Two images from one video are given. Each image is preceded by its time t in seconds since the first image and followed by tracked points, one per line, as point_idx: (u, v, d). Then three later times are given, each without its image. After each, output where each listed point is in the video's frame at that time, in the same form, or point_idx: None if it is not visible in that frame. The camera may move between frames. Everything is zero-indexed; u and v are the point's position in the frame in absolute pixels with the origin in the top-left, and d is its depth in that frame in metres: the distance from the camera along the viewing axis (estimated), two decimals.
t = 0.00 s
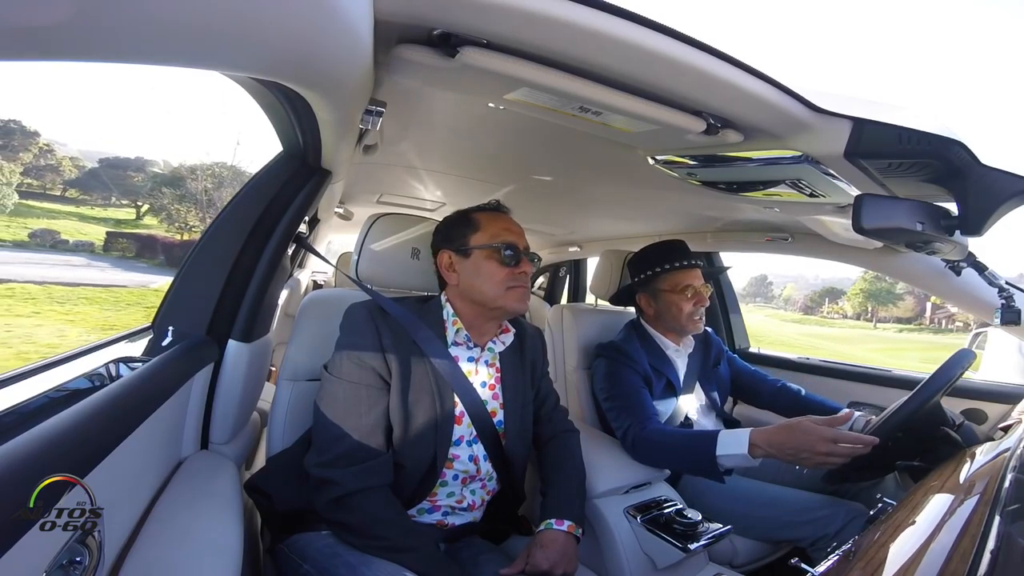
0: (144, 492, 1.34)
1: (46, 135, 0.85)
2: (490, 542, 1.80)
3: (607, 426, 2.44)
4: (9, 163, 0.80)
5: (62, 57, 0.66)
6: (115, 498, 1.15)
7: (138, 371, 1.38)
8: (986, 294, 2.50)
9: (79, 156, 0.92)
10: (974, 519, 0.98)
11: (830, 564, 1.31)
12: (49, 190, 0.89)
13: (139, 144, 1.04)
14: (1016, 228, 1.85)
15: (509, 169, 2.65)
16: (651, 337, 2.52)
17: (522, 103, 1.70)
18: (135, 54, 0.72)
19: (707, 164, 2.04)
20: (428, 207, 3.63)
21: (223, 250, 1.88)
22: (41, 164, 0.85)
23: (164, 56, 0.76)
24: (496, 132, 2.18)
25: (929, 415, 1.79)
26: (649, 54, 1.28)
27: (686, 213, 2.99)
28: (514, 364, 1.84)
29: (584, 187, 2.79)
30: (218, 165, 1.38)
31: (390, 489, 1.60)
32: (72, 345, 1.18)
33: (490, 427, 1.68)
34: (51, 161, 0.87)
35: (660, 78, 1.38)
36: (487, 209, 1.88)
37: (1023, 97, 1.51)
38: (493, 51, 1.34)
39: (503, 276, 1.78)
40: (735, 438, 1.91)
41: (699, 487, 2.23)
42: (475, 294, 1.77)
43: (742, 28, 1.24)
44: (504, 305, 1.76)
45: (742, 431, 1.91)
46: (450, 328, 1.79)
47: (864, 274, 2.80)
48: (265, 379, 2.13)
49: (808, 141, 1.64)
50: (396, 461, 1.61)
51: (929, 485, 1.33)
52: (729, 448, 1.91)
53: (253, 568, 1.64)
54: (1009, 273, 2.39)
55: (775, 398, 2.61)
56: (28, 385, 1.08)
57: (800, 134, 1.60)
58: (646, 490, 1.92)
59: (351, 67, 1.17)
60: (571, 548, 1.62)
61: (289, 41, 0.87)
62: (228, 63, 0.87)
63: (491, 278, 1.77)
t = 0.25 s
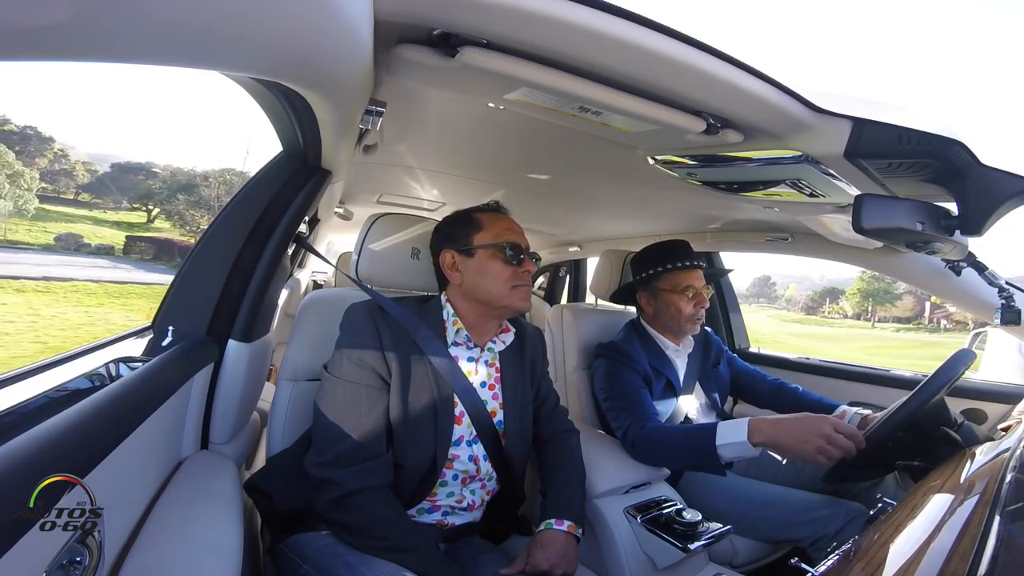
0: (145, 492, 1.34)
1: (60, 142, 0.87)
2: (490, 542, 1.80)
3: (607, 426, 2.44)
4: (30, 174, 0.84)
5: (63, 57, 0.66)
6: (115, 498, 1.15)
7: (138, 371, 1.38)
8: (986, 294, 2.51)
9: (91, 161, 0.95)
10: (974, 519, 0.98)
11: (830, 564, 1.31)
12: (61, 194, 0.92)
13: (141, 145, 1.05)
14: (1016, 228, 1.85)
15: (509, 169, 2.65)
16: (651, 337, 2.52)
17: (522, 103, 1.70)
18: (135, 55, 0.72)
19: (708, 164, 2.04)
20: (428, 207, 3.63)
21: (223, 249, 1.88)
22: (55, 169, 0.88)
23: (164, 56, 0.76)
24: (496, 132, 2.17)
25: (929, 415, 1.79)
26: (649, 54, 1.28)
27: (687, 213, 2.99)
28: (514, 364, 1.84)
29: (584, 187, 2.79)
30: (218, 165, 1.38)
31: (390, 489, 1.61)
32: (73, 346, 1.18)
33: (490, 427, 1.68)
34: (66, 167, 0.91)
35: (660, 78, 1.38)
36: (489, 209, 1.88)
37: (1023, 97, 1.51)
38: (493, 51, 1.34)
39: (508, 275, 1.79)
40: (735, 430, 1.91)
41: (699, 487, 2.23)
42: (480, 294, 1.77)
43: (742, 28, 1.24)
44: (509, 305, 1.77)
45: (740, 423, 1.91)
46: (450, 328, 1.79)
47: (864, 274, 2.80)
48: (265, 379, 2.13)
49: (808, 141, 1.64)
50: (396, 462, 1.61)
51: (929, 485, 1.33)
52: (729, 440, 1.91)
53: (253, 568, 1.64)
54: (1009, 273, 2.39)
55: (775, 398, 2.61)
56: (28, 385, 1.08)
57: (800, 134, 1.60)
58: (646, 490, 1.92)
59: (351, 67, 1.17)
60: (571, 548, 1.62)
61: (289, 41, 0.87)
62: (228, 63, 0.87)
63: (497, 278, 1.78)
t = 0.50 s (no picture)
0: (144, 492, 1.34)
1: (75, 147, 0.91)
2: (490, 542, 1.80)
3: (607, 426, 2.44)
4: (52, 180, 0.89)
5: (64, 58, 0.66)
6: (115, 498, 1.15)
7: (138, 371, 1.38)
8: (986, 294, 2.51)
9: (102, 164, 0.99)
10: (974, 519, 0.98)
11: (830, 564, 1.31)
12: (75, 197, 0.96)
13: (142, 145, 1.05)
14: (1016, 228, 1.85)
15: (509, 169, 2.65)
16: (652, 337, 2.52)
17: (522, 103, 1.70)
18: (135, 55, 0.72)
19: (708, 164, 2.04)
20: (428, 207, 3.63)
21: (223, 249, 1.88)
22: (70, 172, 0.92)
23: (164, 56, 0.76)
24: (497, 132, 2.18)
25: (930, 415, 1.78)
26: (649, 54, 1.28)
27: (687, 213, 2.99)
28: (514, 364, 1.84)
29: (584, 187, 2.79)
30: (218, 165, 1.38)
31: (390, 489, 1.61)
32: (72, 345, 1.18)
33: (490, 427, 1.68)
34: (80, 170, 0.94)
35: (660, 78, 1.38)
36: (493, 210, 1.88)
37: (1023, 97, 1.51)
38: (493, 51, 1.34)
39: (515, 277, 1.79)
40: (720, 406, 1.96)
41: (698, 487, 2.22)
42: (485, 294, 1.77)
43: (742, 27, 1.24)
44: (514, 306, 1.77)
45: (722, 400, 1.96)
46: (450, 328, 1.78)
47: (864, 274, 2.80)
48: (265, 379, 2.13)
49: (808, 141, 1.64)
50: (396, 462, 1.61)
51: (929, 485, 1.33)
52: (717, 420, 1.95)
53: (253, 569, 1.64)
54: (1009, 273, 2.40)
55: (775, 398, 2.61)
56: (28, 385, 1.08)
57: (800, 134, 1.60)
58: (646, 490, 1.92)
59: (351, 67, 1.17)
60: (571, 548, 1.62)
61: (289, 41, 0.87)
62: (228, 63, 0.87)
63: (502, 279, 1.78)
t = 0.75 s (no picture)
0: (144, 492, 1.34)
1: (91, 150, 0.94)
2: (490, 542, 1.80)
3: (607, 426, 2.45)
4: (70, 182, 0.94)
5: (65, 58, 0.67)
6: (115, 498, 1.15)
7: (138, 371, 1.38)
8: (986, 294, 2.52)
9: (114, 166, 1.03)
10: (973, 519, 0.98)
11: (830, 564, 1.31)
12: (90, 198, 1.01)
13: (142, 145, 1.05)
14: (1016, 228, 1.85)
15: (509, 169, 2.65)
16: (652, 337, 2.52)
17: (522, 103, 1.70)
18: (135, 55, 0.73)
19: (707, 164, 2.04)
20: (428, 207, 3.63)
21: (223, 249, 1.88)
22: (86, 175, 0.96)
23: (164, 56, 0.76)
24: (497, 132, 2.18)
25: (931, 415, 1.79)
26: (649, 54, 1.28)
27: (687, 213, 2.99)
28: (514, 364, 1.84)
29: (584, 187, 2.79)
30: (218, 164, 1.39)
31: (390, 489, 1.61)
32: (72, 345, 1.18)
33: (490, 427, 1.68)
34: (95, 172, 0.98)
35: (660, 78, 1.38)
36: (495, 211, 1.89)
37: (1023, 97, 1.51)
38: (493, 51, 1.34)
39: (515, 278, 1.79)
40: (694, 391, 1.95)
41: (698, 487, 2.22)
42: (487, 295, 1.77)
43: (742, 27, 1.24)
44: (516, 308, 1.77)
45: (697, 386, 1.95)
46: (451, 328, 1.78)
47: (864, 274, 2.80)
48: (265, 378, 2.13)
49: (808, 141, 1.64)
50: (396, 462, 1.61)
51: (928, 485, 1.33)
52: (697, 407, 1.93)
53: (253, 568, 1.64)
54: (1009, 273, 2.40)
55: (775, 398, 2.61)
56: (28, 385, 1.08)
57: (800, 134, 1.60)
58: (645, 490, 1.92)
59: (351, 67, 1.17)
60: (571, 548, 1.62)
61: (289, 41, 0.87)
62: (227, 63, 0.87)
63: (504, 280, 1.78)
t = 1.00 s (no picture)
0: (144, 492, 1.34)
1: (103, 153, 0.98)
2: (490, 542, 1.80)
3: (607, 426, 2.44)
4: (87, 186, 0.97)
5: (66, 58, 0.67)
6: (115, 499, 1.15)
7: (138, 371, 1.38)
8: (986, 293, 2.52)
9: (125, 169, 1.06)
10: (973, 519, 0.98)
11: (831, 564, 1.31)
12: (103, 201, 1.04)
13: (143, 145, 1.05)
14: (1015, 228, 1.85)
15: (509, 169, 2.65)
16: (651, 337, 2.52)
17: (522, 103, 1.70)
18: (136, 55, 0.73)
19: (707, 164, 2.04)
20: (428, 207, 3.63)
21: (224, 249, 1.88)
22: (99, 178, 0.99)
23: (164, 56, 0.76)
24: (497, 132, 2.18)
25: (932, 415, 1.79)
26: (649, 54, 1.28)
27: (687, 213, 2.99)
28: (515, 364, 1.84)
29: (584, 187, 2.79)
30: (218, 164, 1.39)
31: (390, 489, 1.60)
32: (71, 345, 1.18)
33: (491, 427, 1.68)
34: (108, 177, 1.02)
35: (660, 78, 1.38)
36: (495, 211, 1.88)
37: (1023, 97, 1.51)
38: (493, 51, 1.34)
39: (515, 278, 1.79)
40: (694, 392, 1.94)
41: (699, 487, 2.22)
42: (487, 295, 1.76)
43: (742, 27, 1.24)
44: (515, 308, 1.76)
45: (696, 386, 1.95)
46: (454, 327, 1.78)
47: (864, 274, 2.80)
48: (265, 378, 2.13)
49: (808, 141, 1.64)
50: (397, 462, 1.61)
51: (928, 485, 1.33)
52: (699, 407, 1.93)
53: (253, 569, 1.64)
54: (1009, 273, 2.40)
55: (775, 398, 2.61)
56: (28, 385, 1.08)
57: (800, 134, 1.60)
58: (646, 490, 1.92)
59: (351, 68, 1.17)
60: (571, 548, 1.62)
61: (289, 41, 0.87)
62: (228, 63, 0.87)
63: (504, 280, 1.77)
